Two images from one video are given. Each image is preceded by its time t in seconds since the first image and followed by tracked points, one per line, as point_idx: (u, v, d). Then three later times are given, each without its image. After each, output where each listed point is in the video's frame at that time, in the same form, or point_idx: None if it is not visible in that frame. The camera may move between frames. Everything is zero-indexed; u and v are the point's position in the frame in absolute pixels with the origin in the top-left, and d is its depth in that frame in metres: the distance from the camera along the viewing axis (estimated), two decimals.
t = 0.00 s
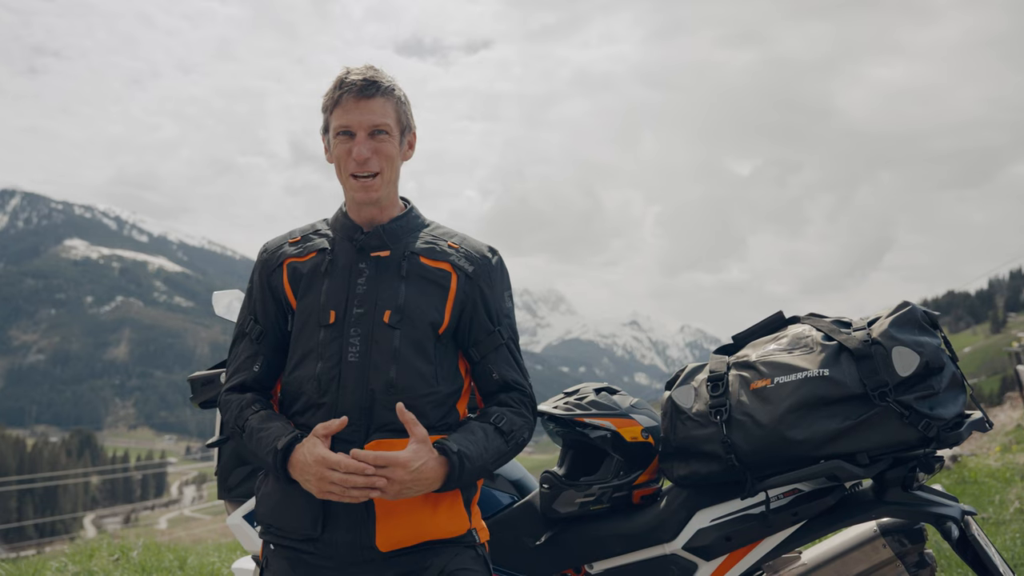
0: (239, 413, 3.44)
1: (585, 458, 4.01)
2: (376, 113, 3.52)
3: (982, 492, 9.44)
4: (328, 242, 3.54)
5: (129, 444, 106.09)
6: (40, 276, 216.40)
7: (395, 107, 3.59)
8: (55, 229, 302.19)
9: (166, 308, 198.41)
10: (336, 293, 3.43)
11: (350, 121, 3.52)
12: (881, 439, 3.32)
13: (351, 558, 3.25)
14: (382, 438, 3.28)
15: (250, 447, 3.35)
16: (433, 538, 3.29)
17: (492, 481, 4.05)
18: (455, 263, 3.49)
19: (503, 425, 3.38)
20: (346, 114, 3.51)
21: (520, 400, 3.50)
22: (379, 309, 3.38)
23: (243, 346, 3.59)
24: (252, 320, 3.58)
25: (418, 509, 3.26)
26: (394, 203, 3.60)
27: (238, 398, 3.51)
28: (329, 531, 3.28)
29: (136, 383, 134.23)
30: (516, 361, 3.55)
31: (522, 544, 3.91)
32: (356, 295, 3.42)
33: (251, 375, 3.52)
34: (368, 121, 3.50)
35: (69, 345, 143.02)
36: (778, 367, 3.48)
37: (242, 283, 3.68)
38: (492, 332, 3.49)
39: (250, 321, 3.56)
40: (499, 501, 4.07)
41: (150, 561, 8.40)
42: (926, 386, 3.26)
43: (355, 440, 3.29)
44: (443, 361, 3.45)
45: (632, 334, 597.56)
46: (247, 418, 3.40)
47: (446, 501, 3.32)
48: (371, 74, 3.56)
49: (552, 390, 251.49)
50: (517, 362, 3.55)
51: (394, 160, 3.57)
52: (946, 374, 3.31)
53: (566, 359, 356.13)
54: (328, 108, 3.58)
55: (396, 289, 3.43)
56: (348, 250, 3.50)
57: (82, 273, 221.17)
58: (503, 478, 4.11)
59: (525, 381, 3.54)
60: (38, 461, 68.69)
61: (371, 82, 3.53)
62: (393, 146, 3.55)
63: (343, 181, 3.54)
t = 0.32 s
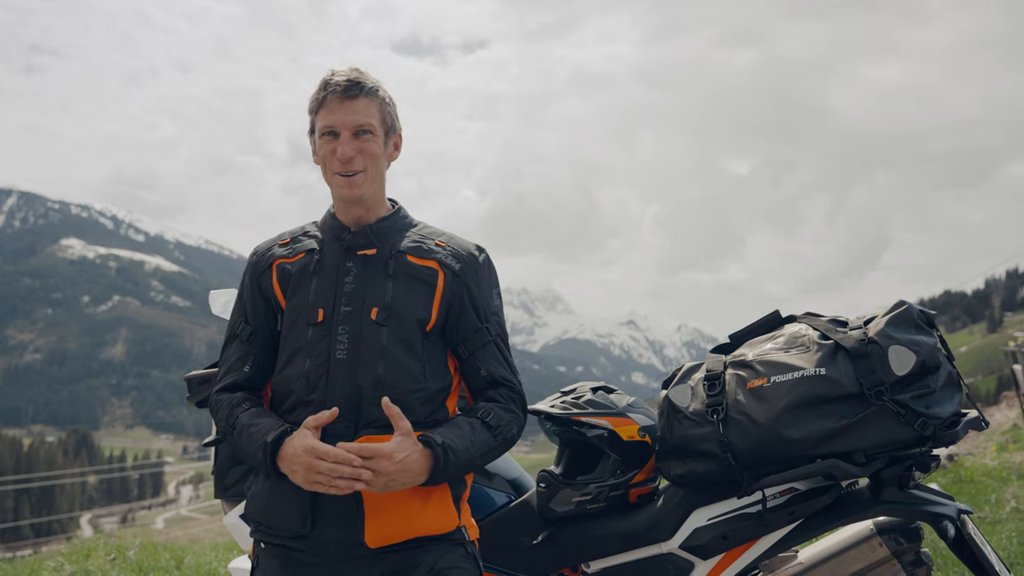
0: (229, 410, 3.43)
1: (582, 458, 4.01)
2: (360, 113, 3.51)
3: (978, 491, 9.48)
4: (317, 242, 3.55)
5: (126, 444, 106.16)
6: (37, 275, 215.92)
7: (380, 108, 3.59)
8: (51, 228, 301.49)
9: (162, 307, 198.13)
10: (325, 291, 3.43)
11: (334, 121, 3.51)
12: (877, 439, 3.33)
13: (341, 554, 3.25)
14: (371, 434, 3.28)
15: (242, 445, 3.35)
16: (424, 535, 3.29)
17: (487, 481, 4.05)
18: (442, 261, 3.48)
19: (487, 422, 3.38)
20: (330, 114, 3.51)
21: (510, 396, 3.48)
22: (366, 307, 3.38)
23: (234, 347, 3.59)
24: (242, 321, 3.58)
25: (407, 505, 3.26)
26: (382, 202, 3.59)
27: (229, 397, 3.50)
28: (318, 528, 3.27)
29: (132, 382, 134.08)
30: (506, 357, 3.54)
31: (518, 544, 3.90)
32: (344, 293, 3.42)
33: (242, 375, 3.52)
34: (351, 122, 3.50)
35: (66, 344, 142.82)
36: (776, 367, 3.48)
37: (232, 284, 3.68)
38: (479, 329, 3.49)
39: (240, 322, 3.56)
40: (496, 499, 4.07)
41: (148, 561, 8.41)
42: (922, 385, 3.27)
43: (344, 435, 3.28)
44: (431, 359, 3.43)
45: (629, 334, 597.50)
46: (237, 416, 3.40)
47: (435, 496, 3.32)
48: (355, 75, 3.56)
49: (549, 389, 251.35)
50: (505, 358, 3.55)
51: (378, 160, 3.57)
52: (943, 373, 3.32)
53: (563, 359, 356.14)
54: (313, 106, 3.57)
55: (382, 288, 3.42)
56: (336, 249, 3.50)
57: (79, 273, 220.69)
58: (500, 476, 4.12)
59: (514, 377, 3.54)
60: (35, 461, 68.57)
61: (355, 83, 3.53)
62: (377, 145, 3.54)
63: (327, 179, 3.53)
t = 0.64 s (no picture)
0: (226, 415, 3.43)
1: (581, 460, 4.00)
2: (343, 119, 3.51)
3: (977, 494, 9.49)
4: (307, 247, 3.54)
5: (123, 445, 106.00)
6: (35, 275, 215.46)
7: (366, 113, 3.59)
8: (49, 230, 301.12)
9: (160, 309, 197.82)
10: (316, 296, 3.42)
11: (319, 128, 3.51)
12: (874, 441, 3.33)
13: (341, 555, 3.24)
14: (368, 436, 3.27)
15: (238, 451, 3.35)
16: (424, 534, 3.29)
17: (486, 482, 4.06)
18: (431, 260, 3.47)
19: (486, 419, 3.37)
20: (315, 122, 3.51)
21: (505, 394, 3.47)
22: (358, 309, 3.38)
23: (228, 353, 3.59)
24: (235, 326, 3.58)
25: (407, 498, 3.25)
26: (371, 205, 3.59)
27: (225, 402, 3.50)
28: (317, 531, 3.27)
29: (130, 384, 133.98)
30: (499, 354, 3.53)
31: (517, 546, 3.90)
32: (336, 294, 3.41)
33: (236, 380, 3.52)
34: (337, 127, 3.49)
35: (64, 346, 142.82)
36: (773, 369, 3.48)
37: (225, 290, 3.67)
38: (471, 327, 3.48)
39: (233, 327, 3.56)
40: (494, 502, 4.05)
41: (144, 562, 8.41)
42: (921, 388, 3.26)
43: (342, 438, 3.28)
44: (424, 359, 3.43)
45: (627, 335, 597.44)
46: (234, 421, 3.40)
47: (432, 500, 3.30)
48: (339, 80, 3.56)
49: (547, 390, 251.26)
50: (500, 355, 3.53)
51: (366, 163, 3.56)
52: (940, 376, 3.32)
53: (561, 361, 356.23)
54: (297, 116, 3.58)
55: (374, 288, 3.42)
56: (325, 253, 3.50)
57: (77, 274, 220.40)
58: (498, 479, 4.11)
59: (509, 372, 3.53)
60: (32, 462, 68.60)
61: (337, 89, 3.53)
62: (363, 151, 3.54)
63: (316, 185, 3.53)
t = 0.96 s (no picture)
0: (217, 419, 3.27)
1: (579, 461, 4.01)
2: (390, 125, 3.48)
3: (976, 493, 9.50)
4: (314, 245, 3.45)
5: (123, 446, 106.15)
6: (34, 277, 215.27)
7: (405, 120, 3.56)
8: (48, 231, 301.15)
9: (160, 310, 197.83)
10: (333, 294, 3.38)
11: (370, 130, 3.44)
12: (873, 441, 3.33)
13: (360, 556, 3.24)
14: (387, 434, 3.27)
15: (235, 458, 3.20)
16: (437, 531, 3.31)
17: (485, 484, 4.03)
18: (439, 267, 3.59)
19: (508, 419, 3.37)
20: (365, 123, 3.41)
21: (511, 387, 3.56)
22: (378, 308, 3.40)
23: (217, 352, 3.38)
24: (225, 323, 3.37)
25: (422, 497, 3.26)
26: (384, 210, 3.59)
27: (215, 404, 3.31)
28: (336, 531, 3.22)
29: (129, 385, 134.04)
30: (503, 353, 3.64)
31: (517, 546, 3.90)
32: (354, 294, 3.40)
33: (227, 380, 3.33)
34: (386, 132, 3.45)
35: (63, 347, 143.01)
36: (772, 369, 3.48)
37: (213, 284, 3.45)
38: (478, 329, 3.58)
39: (224, 325, 3.35)
40: (495, 501, 4.06)
41: (144, 563, 8.41)
42: (921, 387, 3.26)
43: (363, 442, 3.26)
44: (432, 359, 3.50)
45: (627, 336, 597.42)
46: (228, 425, 3.24)
47: (450, 499, 3.32)
48: (383, 85, 3.50)
49: (546, 391, 251.08)
50: (500, 353, 3.69)
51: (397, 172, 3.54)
52: (941, 376, 3.31)
53: (560, 362, 356.08)
54: (343, 114, 3.45)
55: (389, 290, 3.45)
56: (339, 251, 3.46)
57: (77, 275, 220.43)
58: (497, 478, 4.10)
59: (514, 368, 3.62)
60: (32, 463, 68.63)
61: (385, 95, 3.48)
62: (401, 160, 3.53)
63: (344, 185, 3.49)
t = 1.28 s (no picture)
0: (211, 414, 3.28)
1: (577, 460, 4.01)
2: (377, 118, 3.51)
3: (974, 494, 9.52)
4: (318, 243, 3.47)
5: (122, 447, 106.21)
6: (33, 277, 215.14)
7: (396, 115, 3.61)
8: (47, 232, 300.84)
9: (159, 311, 197.62)
10: (335, 292, 3.38)
11: (352, 124, 3.49)
12: (870, 442, 3.33)
13: (359, 555, 3.22)
14: (387, 434, 3.26)
15: (230, 455, 3.22)
16: (436, 531, 3.29)
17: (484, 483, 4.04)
18: (444, 270, 3.61)
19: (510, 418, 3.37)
20: (347, 118, 3.48)
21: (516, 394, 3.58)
22: (380, 308, 3.40)
23: (217, 346, 3.38)
24: (225, 319, 3.38)
25: (424, 493, 3.26)
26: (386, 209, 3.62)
27: (210, 399, 3.33)
28: (332, 529, 3.21)
29: (128, 386, 133.94)
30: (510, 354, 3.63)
31: (514, 547, 3.90)
32: (356, 293, 3.40)
33: (226, 372, 3.34)
34: (370, 126, 3.49)
35: (62, 348, 142.97)
36: (769, 369, 3.48)
37: (214, 281, 3.47)
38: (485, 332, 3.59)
39: (224, 319, 3.37)
40: (491, 502, 4.07)
41: (143, 563, 8.42)
42: (916, 389, 3.27)
43: (361, 441, 3.26)
44: (434, 359, 3.49)
45: (626, 336, 597.45)
46: (221, 420, 3.26)
47: (445, 494, 3.31)
48: (373, 80, 3.56)
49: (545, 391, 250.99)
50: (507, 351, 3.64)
51: (389, 165, 3.56)
52: (936, 376, 3.30)
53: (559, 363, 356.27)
54: (331, 109, 3.53)
55: (393, 291, 3.46)
56: (343, 250, 3.47)
57: (75, 275, 220.19)
58: (494, 479, 4.10)
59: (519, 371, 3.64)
60: (31, 464, 68.56)
61: (375, 90, 3.54)
62: (390, 151, 3.54)
63: (336, 182, 3.51)
